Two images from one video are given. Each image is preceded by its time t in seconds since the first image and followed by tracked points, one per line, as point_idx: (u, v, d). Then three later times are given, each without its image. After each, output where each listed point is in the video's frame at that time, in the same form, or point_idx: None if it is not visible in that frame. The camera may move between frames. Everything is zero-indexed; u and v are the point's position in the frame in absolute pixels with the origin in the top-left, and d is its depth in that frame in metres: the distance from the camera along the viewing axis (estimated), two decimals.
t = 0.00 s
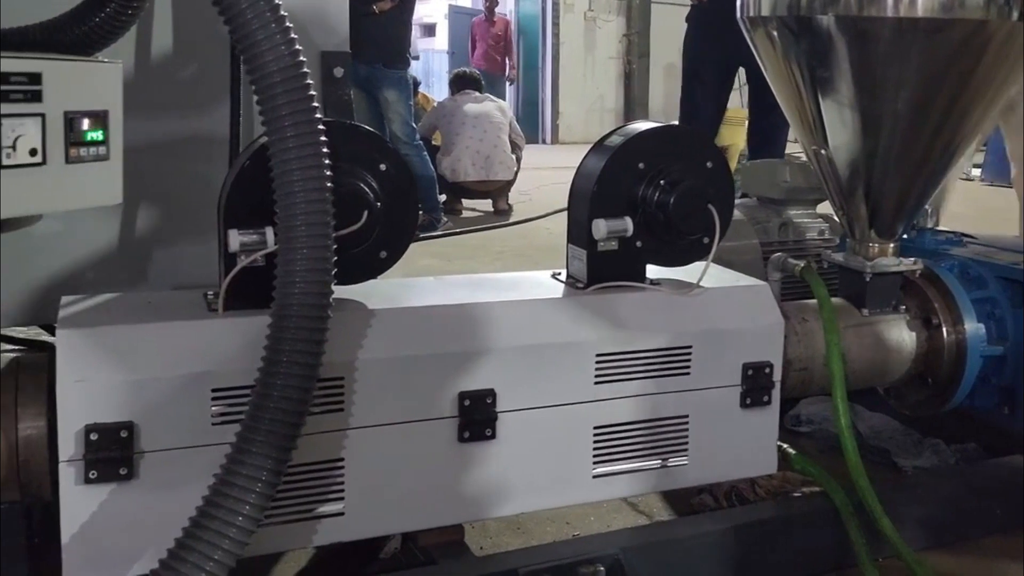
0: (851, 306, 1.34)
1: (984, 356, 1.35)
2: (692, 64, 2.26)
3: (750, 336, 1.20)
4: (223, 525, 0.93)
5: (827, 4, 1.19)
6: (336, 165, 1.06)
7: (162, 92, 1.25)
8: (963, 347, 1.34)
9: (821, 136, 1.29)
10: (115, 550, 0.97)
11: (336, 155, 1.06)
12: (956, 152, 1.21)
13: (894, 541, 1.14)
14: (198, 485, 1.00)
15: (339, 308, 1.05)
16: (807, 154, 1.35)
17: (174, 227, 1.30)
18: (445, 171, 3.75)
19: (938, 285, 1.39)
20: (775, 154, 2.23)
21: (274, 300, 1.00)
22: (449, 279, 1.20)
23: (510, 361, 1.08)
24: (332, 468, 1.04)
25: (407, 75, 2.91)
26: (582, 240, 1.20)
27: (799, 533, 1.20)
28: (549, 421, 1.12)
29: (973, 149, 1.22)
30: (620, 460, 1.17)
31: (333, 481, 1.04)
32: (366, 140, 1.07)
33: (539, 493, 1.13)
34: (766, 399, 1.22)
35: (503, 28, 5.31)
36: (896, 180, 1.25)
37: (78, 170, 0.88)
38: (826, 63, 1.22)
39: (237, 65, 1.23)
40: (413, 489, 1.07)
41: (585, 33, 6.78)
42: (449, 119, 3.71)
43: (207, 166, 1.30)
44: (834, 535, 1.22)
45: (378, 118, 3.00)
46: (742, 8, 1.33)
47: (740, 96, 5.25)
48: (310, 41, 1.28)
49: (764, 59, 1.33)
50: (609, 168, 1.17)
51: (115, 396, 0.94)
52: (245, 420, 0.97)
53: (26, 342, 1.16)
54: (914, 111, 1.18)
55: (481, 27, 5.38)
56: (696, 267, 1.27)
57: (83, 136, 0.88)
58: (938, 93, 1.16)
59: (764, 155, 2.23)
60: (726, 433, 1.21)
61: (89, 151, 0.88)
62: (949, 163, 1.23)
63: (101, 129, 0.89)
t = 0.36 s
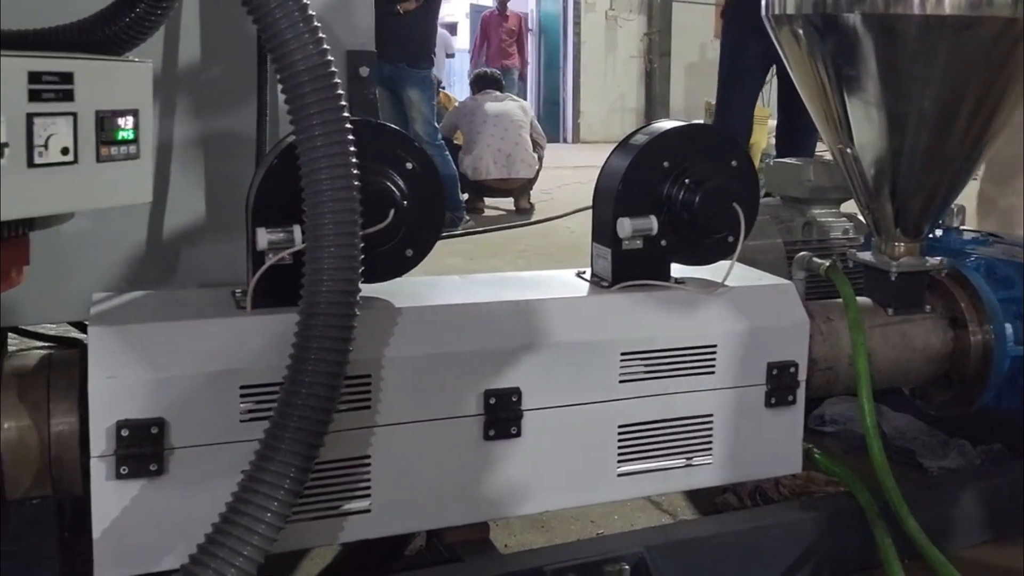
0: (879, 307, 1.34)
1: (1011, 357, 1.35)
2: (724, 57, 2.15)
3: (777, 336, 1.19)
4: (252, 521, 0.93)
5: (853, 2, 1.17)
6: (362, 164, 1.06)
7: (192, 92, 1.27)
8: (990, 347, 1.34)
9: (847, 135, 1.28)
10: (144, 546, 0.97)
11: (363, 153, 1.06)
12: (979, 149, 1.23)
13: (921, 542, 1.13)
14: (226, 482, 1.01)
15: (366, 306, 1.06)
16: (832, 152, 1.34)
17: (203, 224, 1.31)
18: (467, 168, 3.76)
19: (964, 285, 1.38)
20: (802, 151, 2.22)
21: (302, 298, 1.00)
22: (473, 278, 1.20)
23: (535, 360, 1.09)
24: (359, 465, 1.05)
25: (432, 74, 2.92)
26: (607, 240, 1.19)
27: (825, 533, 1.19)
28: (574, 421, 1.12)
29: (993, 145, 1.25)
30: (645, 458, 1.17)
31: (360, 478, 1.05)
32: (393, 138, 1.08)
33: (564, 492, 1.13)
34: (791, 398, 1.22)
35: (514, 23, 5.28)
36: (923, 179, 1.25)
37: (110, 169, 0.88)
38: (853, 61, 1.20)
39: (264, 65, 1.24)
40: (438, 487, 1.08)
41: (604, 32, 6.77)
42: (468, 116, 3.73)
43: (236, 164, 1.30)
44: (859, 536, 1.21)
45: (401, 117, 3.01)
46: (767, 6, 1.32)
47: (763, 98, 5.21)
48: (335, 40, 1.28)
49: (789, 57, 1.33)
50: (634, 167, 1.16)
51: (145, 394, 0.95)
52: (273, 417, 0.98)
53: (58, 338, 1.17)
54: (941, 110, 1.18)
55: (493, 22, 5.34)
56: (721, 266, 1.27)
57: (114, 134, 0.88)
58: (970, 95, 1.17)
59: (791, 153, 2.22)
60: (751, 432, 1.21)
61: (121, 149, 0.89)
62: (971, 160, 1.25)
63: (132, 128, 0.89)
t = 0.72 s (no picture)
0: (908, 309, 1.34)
1: None
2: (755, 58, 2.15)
3: (804, 338, 1.19)
4: (283, 521, 0.94)
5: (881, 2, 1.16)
6: (391, 166, 1.07)
7: (224, 95, 1.28)
8: (1019, 350, 1.33)
9: (874, 137, 1.28)
10: (176, 544, 0.98)
11: (392, 155, 1.07)
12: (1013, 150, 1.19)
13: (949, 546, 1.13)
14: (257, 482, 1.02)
15: (395, 307, 1.07)
16: (860, 153, 1.33)
17: (234, 226, 1.33)
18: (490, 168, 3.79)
19: (993, 287, 1.38)
20: (833, 152, 2.22)
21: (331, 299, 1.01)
22: (501, 279, 1.21)
23: (562, 362, 1.09)
24: (387, 465, 1.05)
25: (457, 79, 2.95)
26: (633, 241, 1.20)
27: (852, 535, 1.19)
28: (601, 422, 1.12)
29: None
30: (671, 460, 1.17)
31: (388, 478, 1.05)
32: (421, 140, 1.08)
33: (591, 493, 1.13)
34: (818, 400, 1.22)
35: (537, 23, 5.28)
36: (952, 182, 1.23)
37: (142, 171, 0.89)
38: (881, 62, 1.20)
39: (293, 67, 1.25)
40: (466, 487, 1.08)
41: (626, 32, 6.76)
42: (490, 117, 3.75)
43: (268, 166, 1.32)
44: (886, 538, 1.21)
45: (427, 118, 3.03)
46: (795, 7, 1.32)
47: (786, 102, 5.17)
48: (364, 42, 1.29)
49: (816, 59, 1.32)
50: (661, 169, 1.17)
51: (178, 394, 0.96)
52: (303, 418, 0.98)
53: (90, 338, 1.19)
54: (970, 111, 1.16)
55: (514, 23, 5.35)
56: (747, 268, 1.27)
57: (146, 138, 0.89)
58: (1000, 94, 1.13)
59: (821, 154, 2.21)
60: (778, 434, 1.21)
61: (153, 152, 0.90)
62: (1004, 161, 1.21)
63: (164, 132, 0.90)
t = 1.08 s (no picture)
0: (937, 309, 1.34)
1: None
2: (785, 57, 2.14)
3: (832, 339, 1.19)
4: (313, 518, 0.95)
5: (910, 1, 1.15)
6: (420, 165, 1.07)
7: (253, 95, 1.29)
8: None
9: (903, 136, 1.27)
10: (207, 540, 1.00)
11: (421, 155, 1.08)
12: None
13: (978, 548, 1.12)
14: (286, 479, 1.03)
15: (424, 306, 1.07)
16: (889, 152, 1.33)
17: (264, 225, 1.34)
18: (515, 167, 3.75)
19: None
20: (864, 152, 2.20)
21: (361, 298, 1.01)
22: (529, 279, 1.21)
23: (589, 362, 1.09)
24: (416, 463, 1.06)
25: (484, 74, 2.93)
26: (660, 240, 1.20)
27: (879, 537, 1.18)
28: (628, 422, 1.12)
29: None
30: (698, 460, 1.16)
31: (417, 476, 1.06)
32: (450, 140, 1.09)
33: (618, 492, 1.14)
34: (846, 401, 1.21)
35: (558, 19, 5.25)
36: (983, 182, 1.21)
37: (173, 171, 0.90)
38: (910, 61, 1.19)
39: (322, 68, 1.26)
40: (493, 486, 1.09)
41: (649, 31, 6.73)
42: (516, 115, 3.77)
43: (297, 166, 1.32)
44: (914, 540, 1.20)
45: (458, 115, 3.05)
46: (824, 7, 1.32)
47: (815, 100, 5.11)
48: (393, 43, 1.31)
49: (845, 58, 1.32)
50: (687, 168, 1.16)
51: (210, 391, 0.97)
52: (333, 416, 0.99)
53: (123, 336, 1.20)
54: (1002, 110, 1.13)
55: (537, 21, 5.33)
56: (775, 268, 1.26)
57: (178, 138, 0.90)
58: None
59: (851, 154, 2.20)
60: (805, 435, 1.20)
61: (184, 152, 0.91)
62: None
63: (196, 132, 0.91)
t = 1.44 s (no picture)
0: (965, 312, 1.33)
1: None
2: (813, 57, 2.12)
3: (859, 340, 1.18)
4: (342, 516, 0.95)
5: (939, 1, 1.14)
6: (447, 164, 1.08)
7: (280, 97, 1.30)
8: None
9: (931, 136, 1.26)
10: (239, 536, 1.01)
11: (449, 154, 1.08)
12: None
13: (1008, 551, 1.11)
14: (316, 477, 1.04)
15: (451, 306, 1.08)
16: (917, 152, 1.32)
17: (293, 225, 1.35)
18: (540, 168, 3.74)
19: None
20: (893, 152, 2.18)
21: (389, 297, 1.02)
22: (556, 279, 1.21)
23: (617, 362, 1.09)
24: (444, 462, 1.06)
25: (513, 74, 2.94)
26: (686, 241, 1.20)
27: (907, 537, 1.17)
28: (654, 421, 1.12)
29: None
30: (725, 461, 1.16)
31: (445, 475, 1.07)
32: (477, 139, 1.09)
33: (645, 492, 1.14)
34: (874, 403, 1.21)
35: (581, 18, 5.25)
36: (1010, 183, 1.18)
37: (204, 172, 0.91)
38: (939, 61, 1.18)
39: (349, 69, 1.27)
40: (521, 485, 1.09)
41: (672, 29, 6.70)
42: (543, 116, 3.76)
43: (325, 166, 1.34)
44: (942, 542, 1.19)
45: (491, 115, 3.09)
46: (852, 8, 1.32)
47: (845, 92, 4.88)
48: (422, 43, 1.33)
49: (873, 58, 1.31)
50: (714, 169, 1.16)
51: (240, 390, 0.98)
52: (362, 415, 1.00)
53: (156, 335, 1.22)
54: None
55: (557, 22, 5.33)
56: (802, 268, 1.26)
57: (209, 138, 0.90)
58: None
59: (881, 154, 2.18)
60: (832, 436, 1.20)
61: (215, 153, 0.91)
62: None
63: (226, 133, 0.92)
